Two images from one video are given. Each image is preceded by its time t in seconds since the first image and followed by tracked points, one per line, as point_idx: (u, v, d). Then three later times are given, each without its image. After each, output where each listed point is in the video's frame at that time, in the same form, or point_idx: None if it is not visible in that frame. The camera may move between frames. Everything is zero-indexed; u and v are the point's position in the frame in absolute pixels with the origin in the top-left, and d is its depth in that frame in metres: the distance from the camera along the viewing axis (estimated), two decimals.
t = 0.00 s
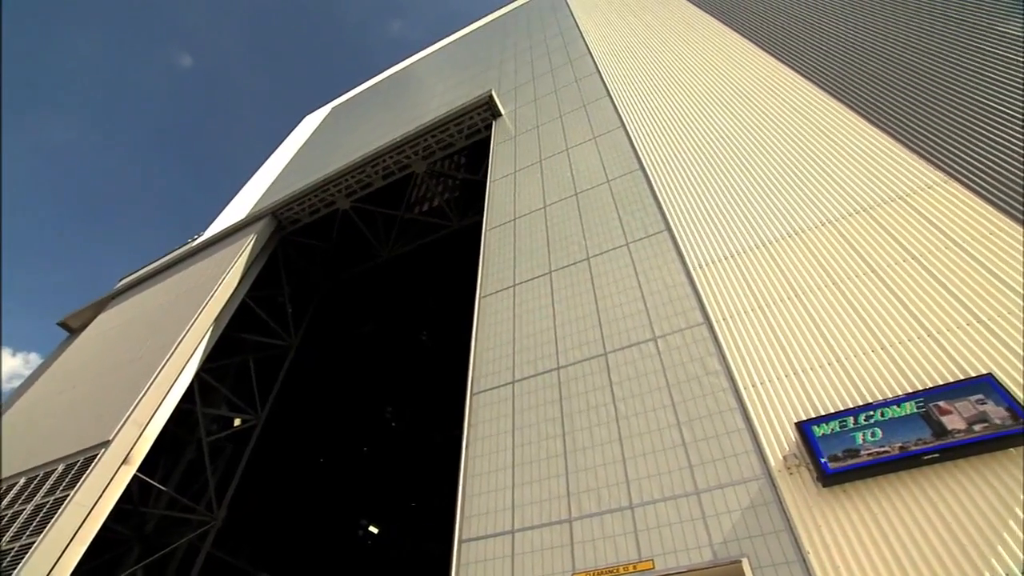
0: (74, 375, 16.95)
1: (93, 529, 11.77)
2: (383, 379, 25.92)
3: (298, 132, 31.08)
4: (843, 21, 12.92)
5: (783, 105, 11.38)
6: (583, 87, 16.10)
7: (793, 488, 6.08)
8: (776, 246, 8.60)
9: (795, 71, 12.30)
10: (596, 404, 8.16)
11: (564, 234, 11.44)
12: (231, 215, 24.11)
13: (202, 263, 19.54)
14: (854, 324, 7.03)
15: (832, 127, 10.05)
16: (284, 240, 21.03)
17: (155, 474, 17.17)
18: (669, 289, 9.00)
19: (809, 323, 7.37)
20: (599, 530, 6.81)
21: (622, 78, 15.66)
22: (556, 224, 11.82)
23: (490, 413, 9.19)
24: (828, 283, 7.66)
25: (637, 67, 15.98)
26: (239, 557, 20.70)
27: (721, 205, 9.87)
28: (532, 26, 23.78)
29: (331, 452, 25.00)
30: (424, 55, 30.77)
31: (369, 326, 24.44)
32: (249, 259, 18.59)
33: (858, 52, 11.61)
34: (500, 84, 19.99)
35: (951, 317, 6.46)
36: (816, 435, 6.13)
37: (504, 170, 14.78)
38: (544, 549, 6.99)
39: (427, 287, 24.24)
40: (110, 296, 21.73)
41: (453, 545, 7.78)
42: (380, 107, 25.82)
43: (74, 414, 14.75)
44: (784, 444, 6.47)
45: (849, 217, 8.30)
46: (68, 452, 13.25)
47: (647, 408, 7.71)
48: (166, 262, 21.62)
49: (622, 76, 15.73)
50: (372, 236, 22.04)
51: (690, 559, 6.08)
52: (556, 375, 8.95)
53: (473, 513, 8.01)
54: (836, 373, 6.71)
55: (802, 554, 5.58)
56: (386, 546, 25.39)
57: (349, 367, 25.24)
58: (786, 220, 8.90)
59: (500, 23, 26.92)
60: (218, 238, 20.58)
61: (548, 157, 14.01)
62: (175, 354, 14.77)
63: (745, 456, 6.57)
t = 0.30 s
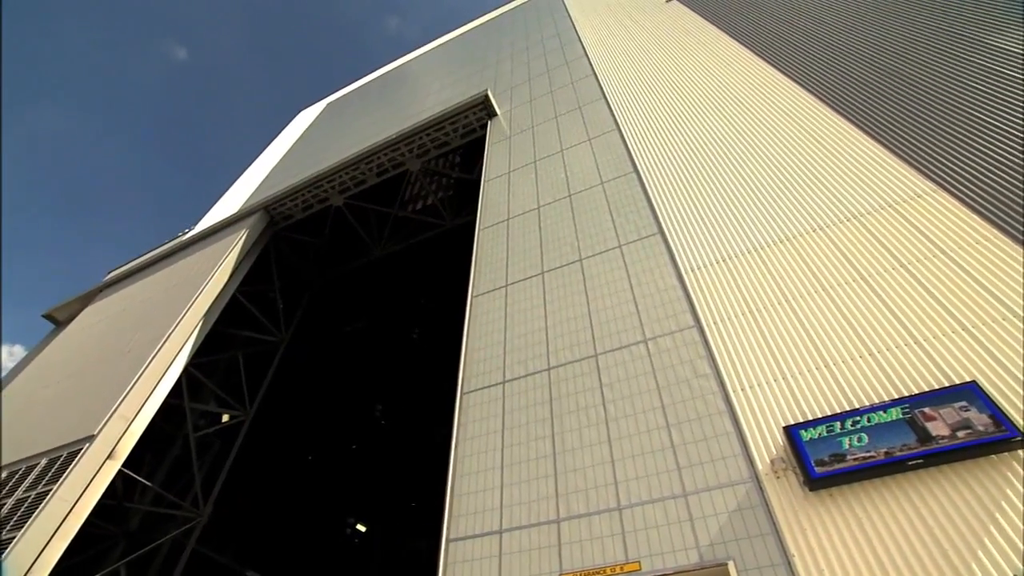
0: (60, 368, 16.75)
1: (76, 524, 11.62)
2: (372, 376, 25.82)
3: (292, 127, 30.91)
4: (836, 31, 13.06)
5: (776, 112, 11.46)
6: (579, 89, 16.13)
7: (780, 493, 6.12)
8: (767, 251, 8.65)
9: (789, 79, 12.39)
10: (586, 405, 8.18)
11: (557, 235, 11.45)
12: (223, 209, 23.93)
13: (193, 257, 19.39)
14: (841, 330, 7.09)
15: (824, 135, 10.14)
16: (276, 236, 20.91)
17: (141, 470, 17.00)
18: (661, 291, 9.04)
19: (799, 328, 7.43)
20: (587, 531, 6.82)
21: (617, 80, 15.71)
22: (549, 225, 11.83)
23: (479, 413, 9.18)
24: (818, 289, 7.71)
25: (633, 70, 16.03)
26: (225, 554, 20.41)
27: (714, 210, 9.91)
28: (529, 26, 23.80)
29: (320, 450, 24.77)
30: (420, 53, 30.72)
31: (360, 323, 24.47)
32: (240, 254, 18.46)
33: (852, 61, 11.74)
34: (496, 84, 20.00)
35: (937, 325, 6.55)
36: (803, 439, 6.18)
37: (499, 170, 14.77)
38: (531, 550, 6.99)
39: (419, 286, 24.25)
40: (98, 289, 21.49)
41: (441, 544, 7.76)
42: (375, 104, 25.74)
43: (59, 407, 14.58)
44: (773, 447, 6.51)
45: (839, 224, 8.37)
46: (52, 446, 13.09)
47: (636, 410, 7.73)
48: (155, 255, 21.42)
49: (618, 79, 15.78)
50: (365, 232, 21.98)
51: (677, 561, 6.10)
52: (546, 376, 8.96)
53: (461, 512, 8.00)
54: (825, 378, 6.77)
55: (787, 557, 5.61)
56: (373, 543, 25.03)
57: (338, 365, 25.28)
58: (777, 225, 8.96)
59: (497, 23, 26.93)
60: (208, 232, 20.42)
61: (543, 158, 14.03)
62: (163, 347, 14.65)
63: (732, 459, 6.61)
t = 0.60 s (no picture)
0: (46, 360, 16.57)
1: (60, 519, 11.47)
2: (364, 374, 25.83)
3: (287, 123, 30.78)
4: (831, 40, 13.20)
5: (771, 118, 11.54)
6: (575, 90, 16.16)
7: (768, 496, 6.16)
8: (759, 255, 8.71)
9: (784, 85, 12.47)
10: (577, 406, 8.19)
11: (550, 236, 11.47)
12: (215, 203, 23.77)
13: (184, 251, 19.23)
14: (830, 335, 7.16)
15: (817, 141, 10.24)
16: (268, 231, 20.80)
17: (127, 465, 16.84)
18: (653, 294, 9.07)
19: (788, 332, 7.49)
20: (576, 532, 6.83)
21: (613, 83, 15.76)
22: (543, 226, 11.84)
23: (469, 412, 9.17)
24: (808, 294, 7.78)
25: (629, 73, 16.09)
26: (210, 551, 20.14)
27: (707, 213, 9.97)
28: (526, 27, 23.83)
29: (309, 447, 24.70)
30: (417, 51, 30.69)
31: (352, 321, 24.58)
32: (232, 249, 18.34)
33: (845, 69, 11.85)
34: (493, 84, 20.00)
35: (924, 330, 6.63)
36: (791, 443, 6.22)
37: (493, 169, 14.76)
38: (520, 550, 6.99)
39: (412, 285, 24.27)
40: (87, 282, 21.28)
41: (429, 543, 7.73)
42: (371, 101, 25.67)
43: (45, 400, 14.41)
44: (761, 451, 6.55)
45: (830, 229, 8.44)
46: (37, 440, 12.93)
47: (626, 411, 7.76)
48: (146, 249, 21.24)
49: (614, 82, 15.83)
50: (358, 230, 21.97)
51: (665, 562, 6.12)
52: (537, 376, 8.97)
53: (450, 511, 7.98)
54: (813, 383, 6.82)
55: (773, 560, 5.65)
56: (361, 542, 24.26)
57: (330, 363, 25.28)
58: (769, 230, 9.02)
59: (494, 23, 26.96)
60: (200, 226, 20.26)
61: (538, 158, 14.04)
62: (152, 342, 14.51)
63: (721, 462, 6.65)
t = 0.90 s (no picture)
0: (32, 353, 16.36)
1: (42, 514, 11.32)
2: (353, 372, 25.79)
3: (281, 118, 30.62)
4: (825, 49, 13.32)
5: (764, 124, 11.62)
6: (571, 91, 16.18)
7: (755, 499, 6.20)
8: (750, 260, 8.77)
9: (779, 92, 12.53)
10: (567, 408, 8.20)
11: (544, 237, 11.47)
12: (207, 197, 23.58)
13: (174, 245, 19.06)
14: (819, 341, 7.21)
15: (809, 148, 10.33)
16: (260, 227, 20.68)
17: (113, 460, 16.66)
18: (645, 297, 9.10)
19: (778, 336, 7.54)
20: (564, 533, 6.84)
21: (608, 86, 15.79)
22: (536, 226, 11.85)
23: (459, 411, 9.16)
24: (798, 300, 7.84)
25: (626, 75, 16.14)
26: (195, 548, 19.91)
27: (700, 217, 10.01)
28: (524, 28, 23.84)
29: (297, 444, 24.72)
30: (413, 49, 30.64)
31: (343, 317, 24.30)
32: (223, 244, 18.19)
33: (839, 78, 11.96)
34: (489, 84, 20.00)
35: (911, 337, 6.70)
36: (779, 447, 6.27)
37: (488, 169, 14.75)
38: (508, 550, 6.99)
39: (404, 283, 24.21)
40: (75, 274, 21.04)
41: (416, 542, 7.70)
42: (366, 98, 25.59)
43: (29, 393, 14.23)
44: (749, 454, 6.59)
45: (821, 236, 8.50)
46: (20, 433, 12.76)
47: (616, 413, 7.78)
48: (136, 242, 21.04)
49: (609, 84, 15.88)
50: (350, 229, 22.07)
51: (652, 564, 6.14)
52: (528, 376, 8.97)
53: (438, 511, 7.95)
54: (801, 388, 6.87)
55: (759, 563, 5.68)
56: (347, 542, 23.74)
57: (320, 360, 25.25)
58: (761, 235, 9.07)
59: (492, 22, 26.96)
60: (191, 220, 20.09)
61: (533, 159, 14.05)
62: (140, 336, 14.36)
63: (709, 464, 6.68)
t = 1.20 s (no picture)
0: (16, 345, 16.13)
1: (24, 508, 11.20)
2: (343, 370, 25.67)
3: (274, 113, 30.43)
4: (818, 57, 13.46)
5: (756, 129, 11.71)
6: (567, 93, 16.22)
7: (742, 502, 6.24)
8: (741, 265, 8.82)
9: (772, 99, 12.64)
10: (557, 408, 8.21)
11: (536, 238, 11.48)
12: (198, 191, 23.38)
13: (164, 238, 18.88)
14: (808, 346, 7.27)
15: (800, 155, 10.42)
16: (252, 222, 20.53)
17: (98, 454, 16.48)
18: (636, 299, 9.12)
19: (767, 341, 7.59)
20: (552, 534, 6.85)
21: (604, 88, 15.85)
22: (529, 227, 11.87)
23: (449, 411, 9.14)
24: (787, 305, 7.90)
25: (621, 78, 16.20)
26: (181, 546, 19.82)
27: (693, 222, 10.06)
28: (521, 28, 23.86)
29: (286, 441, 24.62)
30: (409, 47, 30.58)
31: (334, 315, 24.25)
32: (214, 239, 18.04)
33: (831, 86, 12.08)
34: (485, 83, 20.00)
35: (898, 344, 6.77)
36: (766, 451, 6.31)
37: (482, 168, 14.75)
38: (495, 550, 6.99)
39: (396, 281, 24.18)
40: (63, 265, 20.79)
41: (403, 541, 7.67)
42: (361, 95, 25.49)
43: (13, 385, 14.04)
44: (737, 458, 6.63)
45: (811, 242, 8.57)
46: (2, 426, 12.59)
47: (605, 415, 7.80)
48: (125, 234, 20.82)
49: (605, 87, 15.94)
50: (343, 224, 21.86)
51: (639, 565, 6.16)
52: (518, 377, 8.98)
53: (426, 510, 7.92)
54: (790, 393, 6.92)
55: (745, 565, 5.71)
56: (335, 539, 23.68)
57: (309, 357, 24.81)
58: (752, 240, 9.12)
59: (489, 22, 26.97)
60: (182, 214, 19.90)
61: (527, 159, 14.07)
62: (127, 330, 14.21)
63: (698, 467, 6.71)
